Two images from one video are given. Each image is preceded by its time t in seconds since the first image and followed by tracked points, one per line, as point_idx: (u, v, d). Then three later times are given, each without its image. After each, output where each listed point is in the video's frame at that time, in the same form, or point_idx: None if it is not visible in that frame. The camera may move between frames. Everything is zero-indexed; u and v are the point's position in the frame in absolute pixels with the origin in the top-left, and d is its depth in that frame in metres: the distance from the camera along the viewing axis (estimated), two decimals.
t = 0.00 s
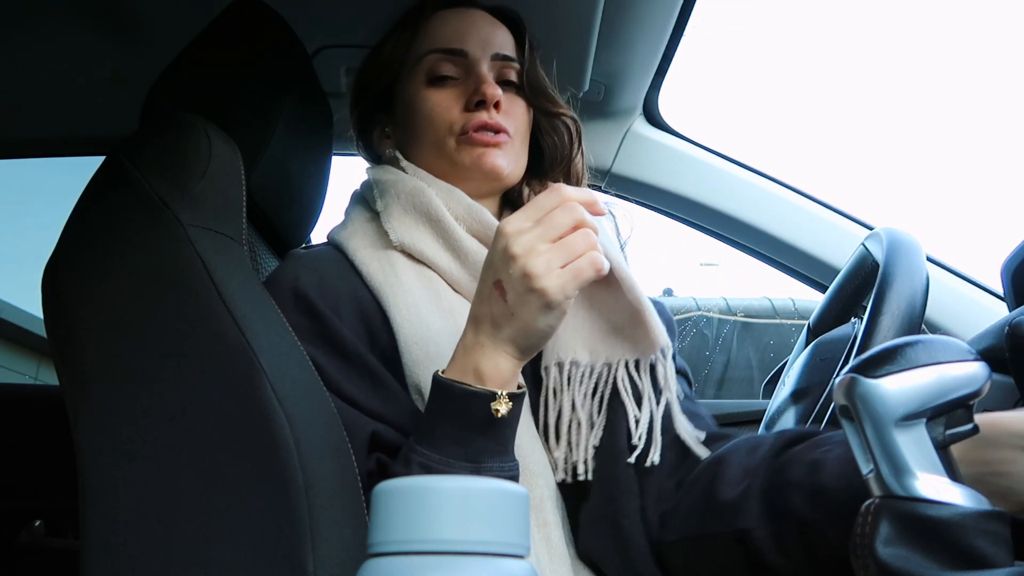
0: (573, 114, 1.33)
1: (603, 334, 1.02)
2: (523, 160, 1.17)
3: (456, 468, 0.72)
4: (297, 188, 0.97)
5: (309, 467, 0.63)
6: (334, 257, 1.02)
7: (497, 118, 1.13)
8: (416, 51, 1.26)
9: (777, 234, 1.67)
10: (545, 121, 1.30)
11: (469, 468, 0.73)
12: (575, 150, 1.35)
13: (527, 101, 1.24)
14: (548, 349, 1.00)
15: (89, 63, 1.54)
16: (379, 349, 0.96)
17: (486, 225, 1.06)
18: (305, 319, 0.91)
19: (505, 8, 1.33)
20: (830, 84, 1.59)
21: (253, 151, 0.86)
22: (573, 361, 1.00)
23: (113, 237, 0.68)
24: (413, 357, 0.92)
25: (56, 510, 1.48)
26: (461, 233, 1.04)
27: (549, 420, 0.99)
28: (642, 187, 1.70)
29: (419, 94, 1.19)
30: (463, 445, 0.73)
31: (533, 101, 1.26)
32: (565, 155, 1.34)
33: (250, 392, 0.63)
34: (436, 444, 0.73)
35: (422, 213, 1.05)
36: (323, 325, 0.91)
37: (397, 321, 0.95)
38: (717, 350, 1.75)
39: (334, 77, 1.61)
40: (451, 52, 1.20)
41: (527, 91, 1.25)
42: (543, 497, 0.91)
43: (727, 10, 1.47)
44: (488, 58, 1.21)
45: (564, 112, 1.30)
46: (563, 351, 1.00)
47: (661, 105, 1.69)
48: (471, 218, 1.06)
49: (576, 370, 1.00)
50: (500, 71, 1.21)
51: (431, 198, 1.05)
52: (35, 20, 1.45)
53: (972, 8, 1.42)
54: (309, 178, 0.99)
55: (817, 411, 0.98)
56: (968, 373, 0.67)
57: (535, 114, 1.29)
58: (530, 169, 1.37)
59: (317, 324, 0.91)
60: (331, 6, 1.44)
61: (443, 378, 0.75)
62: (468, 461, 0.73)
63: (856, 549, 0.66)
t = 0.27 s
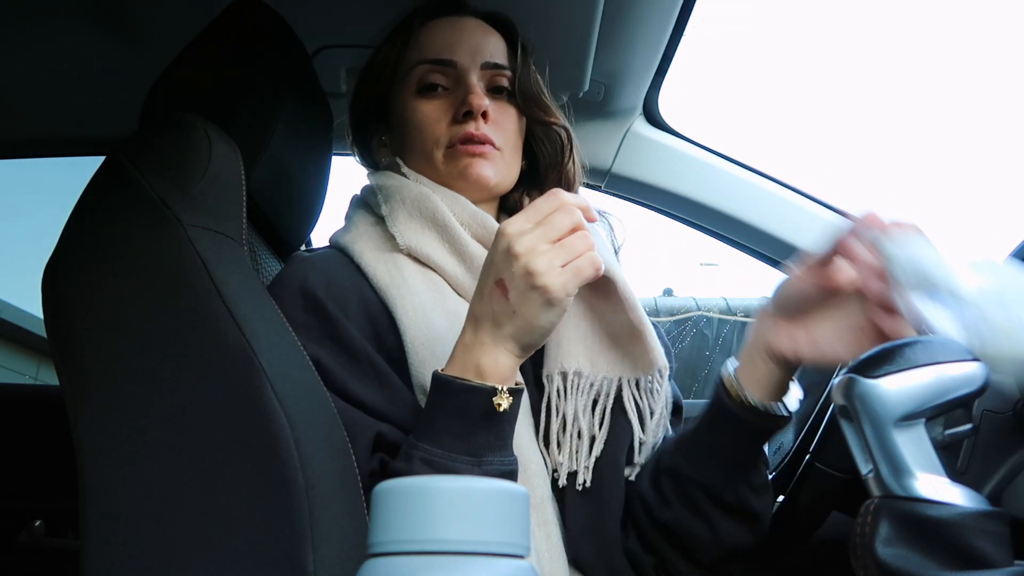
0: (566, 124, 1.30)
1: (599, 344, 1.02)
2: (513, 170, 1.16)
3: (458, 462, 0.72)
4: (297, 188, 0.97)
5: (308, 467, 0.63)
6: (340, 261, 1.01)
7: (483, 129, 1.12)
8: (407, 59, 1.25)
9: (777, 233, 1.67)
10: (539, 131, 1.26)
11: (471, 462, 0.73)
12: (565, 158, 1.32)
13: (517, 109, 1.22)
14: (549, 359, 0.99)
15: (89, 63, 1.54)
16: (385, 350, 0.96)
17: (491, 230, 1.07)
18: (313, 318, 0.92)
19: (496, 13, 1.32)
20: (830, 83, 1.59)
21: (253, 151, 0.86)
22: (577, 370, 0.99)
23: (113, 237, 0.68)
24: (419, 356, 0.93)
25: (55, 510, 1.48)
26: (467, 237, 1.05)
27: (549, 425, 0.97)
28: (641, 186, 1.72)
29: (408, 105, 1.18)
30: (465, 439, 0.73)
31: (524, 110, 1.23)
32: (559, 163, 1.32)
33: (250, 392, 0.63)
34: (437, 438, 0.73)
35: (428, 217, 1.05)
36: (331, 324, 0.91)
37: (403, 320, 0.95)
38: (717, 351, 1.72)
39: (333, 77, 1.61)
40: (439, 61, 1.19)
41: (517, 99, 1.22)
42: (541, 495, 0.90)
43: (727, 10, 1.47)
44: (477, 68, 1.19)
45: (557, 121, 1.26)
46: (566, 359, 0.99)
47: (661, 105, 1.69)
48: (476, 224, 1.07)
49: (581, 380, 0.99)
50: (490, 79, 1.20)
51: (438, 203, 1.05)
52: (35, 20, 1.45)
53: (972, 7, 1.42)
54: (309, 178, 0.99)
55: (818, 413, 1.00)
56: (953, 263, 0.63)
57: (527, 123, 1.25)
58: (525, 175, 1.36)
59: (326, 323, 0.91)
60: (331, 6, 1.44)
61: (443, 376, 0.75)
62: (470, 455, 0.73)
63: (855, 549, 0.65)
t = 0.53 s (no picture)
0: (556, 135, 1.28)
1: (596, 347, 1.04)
2: (505, 181, 1.16)
3: (466, 451, 0.78)
4: (297, 188, 0.96)
5: (309, 467, 0.64)
6: (342, 265, 1.01)
7: (474, 142, 1.12)
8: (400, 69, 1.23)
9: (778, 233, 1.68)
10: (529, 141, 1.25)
11: (478, 451, 0.78)
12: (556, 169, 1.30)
13: (509, 120, 1.20)
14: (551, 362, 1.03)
15: (89, 63, 1.54)
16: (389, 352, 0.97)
17: (492, 236, 1.07)
18: (320, 316, 0.92)
19: (488, 23, 1.30)
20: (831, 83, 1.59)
21: (253, 151, 0.86)
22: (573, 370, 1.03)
23: (113, 237, 0.68)
24: (425, 356, 0.94)
25: (54, 511, 1.48)
26: (468, 243, 1.05)
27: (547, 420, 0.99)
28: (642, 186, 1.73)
29: (400, 116, 1.17)
30: (471, 430, 0.79)
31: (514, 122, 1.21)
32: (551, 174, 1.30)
33: (251, 393, 0.63)
34: (444, 429, 0.78)
35: (429, 223, 1.05)
36: (339, 323, 0.92)
37: (408, 321, 0.96)
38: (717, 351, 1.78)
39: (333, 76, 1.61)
40: (431, 73, 1.17)
41: (507, 110, 1.20)
42: (542, 490, 0.90)
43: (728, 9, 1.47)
44: (468, 79, 1.17)
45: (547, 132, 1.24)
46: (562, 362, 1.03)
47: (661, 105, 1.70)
48: (477, 230, 1.07)
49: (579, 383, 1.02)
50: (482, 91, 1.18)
51: (437, 211, 1.05)
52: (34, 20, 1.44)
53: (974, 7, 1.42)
54: (309, 178, 0.99)
55: (818, 411, 0.97)
56: None
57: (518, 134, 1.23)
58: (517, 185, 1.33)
59: (333, 321, 0.92)
60: (330, 6, 1.44)
61: (449, 370, 0.81)
62: (476, 444, 0.78)
63: (855, 548, 0.66)
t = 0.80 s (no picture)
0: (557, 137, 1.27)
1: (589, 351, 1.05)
2: (505, 186, 1.16)
3: (474, 446, 0.78)
4: (297, 188, 0.96)
5: (309, 467, 0.64)
6: (345, 265, 1.01)
7: (476, 146, 1.11)
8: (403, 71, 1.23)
9: (776, 232, 1.66)
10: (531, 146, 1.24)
11: (487, 446, 0.79)
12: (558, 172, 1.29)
13: (511, 123, 1.20)
14: (546, 362, 1.03)
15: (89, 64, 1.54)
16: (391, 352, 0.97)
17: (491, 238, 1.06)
18: (323, 316, 0.92)
19: (491, 27, 1.29)
20: (831, 83, 1.59)
21: (253, 151, 0.86)
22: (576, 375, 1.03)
23: (113, 237, 0.68)
24: (427, 357, 0.94)
25: (55, 511, 1.48)
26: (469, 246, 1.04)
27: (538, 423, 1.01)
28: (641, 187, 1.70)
29: (402, 118, 1.17)
30: (479, 426, 0.80)
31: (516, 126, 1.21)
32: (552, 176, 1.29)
33: (250, 393, 0.63)
34: (452, 426, 0.79)
35: (429, 224, 1.04)
36: (341, 323, 0.92)
37: (411, 322, 0.96)
38: (717, 351, 1.78)
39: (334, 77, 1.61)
40: (433, 76, 1.17)
41: (510, 113, 1.20)
42: (539, 491, 0.90)
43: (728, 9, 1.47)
44: (470, 83, 1.17)
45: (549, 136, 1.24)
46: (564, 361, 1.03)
47: (661, 105, 1.70)
48: (477, 233, 1.06)
49: (575, 384, 1.02)
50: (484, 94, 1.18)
51: (439, 212, 1.04)
52: (35, 20, 1.45)
53: (973, 6, 1.42)
54: (309, 178, 0.99)
55: (818, 411, 0.97)
56: None
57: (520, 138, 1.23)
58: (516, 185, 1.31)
59: (335, 321, 0.92)
60: (331, 7, 1.44)
61: (458, 368, 0.82)
62: (485, 441, 0.79)
63: (855, 547, 0.66)
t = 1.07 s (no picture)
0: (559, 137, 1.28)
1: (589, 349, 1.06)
2: (505, 185, 1.16)
3: (472, 447, 0.78)
4: (297, 188, 0.96)
5: (309, 467, 0.64)
6: (343, 265, 1.01)
7: (475, 147, 1.12)
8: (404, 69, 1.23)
9: (776, 232, 1.66)
10: (532, 144, 1.24)
11: (486, 447, 0.79)
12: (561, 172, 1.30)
13: (512, 123, 1.20)
14: (547, 361, 1.03)
15: (89, 63, 1.54)
16: (391, 352, 0.97)
17: (489, 237, 1.07)
18: (321, 317, 0.92)
19: (493, 24, 1.29)
20: (831, 83, 1.59)
21: (253, 151, 0.86)
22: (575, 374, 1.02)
23: (114, 237, 0.68)
24: (426, 357, 0.94)
25: (55, 511, 1.48)
26: (467, 245, 1.05)
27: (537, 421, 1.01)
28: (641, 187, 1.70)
29: (402, 117, 1.17)
30: (477, 427, 0.80)
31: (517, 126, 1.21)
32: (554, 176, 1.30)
33: (250, 393, 0.63)
34: (450, 428, 0.79)
35: (427, 224, 1.04)
36: (339, 323, 0.92)
37: (409, 322, 0.96)
38: (717, 351, 1.77)
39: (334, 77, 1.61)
40: (433, 75, 1.17)
41: (510, 113, 1.20)
42: (539, 492, 0.90)
43: (728, 9, 1.47)
44: (471, 82, 1.17)
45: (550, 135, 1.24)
46: (564, 361, 1.03)
47: (661, 105, 1.70)
48: (475, 232, 1.06)
49: (575, 383, 1.02)
50: (484, 94, 1.18)
51: (437, 212, 1.05)
52: (35, 21, 1.45)
53: (973, 7, 1.42)
54: (309, 177, 0.99)
55: (818, 411, 0.97)
56: None
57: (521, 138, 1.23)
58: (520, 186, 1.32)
59: (333, 322, 0.92)
60: (331, 7, 1.44)
61: (456, 368, 0.82)
62: (484, 442, 0.79)
63: (855, 548, 0.66)
